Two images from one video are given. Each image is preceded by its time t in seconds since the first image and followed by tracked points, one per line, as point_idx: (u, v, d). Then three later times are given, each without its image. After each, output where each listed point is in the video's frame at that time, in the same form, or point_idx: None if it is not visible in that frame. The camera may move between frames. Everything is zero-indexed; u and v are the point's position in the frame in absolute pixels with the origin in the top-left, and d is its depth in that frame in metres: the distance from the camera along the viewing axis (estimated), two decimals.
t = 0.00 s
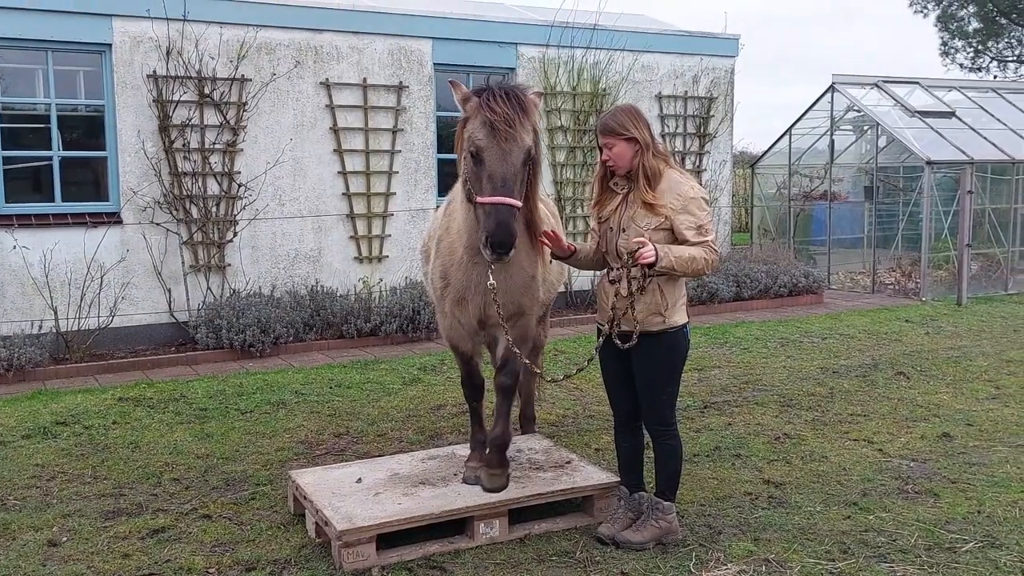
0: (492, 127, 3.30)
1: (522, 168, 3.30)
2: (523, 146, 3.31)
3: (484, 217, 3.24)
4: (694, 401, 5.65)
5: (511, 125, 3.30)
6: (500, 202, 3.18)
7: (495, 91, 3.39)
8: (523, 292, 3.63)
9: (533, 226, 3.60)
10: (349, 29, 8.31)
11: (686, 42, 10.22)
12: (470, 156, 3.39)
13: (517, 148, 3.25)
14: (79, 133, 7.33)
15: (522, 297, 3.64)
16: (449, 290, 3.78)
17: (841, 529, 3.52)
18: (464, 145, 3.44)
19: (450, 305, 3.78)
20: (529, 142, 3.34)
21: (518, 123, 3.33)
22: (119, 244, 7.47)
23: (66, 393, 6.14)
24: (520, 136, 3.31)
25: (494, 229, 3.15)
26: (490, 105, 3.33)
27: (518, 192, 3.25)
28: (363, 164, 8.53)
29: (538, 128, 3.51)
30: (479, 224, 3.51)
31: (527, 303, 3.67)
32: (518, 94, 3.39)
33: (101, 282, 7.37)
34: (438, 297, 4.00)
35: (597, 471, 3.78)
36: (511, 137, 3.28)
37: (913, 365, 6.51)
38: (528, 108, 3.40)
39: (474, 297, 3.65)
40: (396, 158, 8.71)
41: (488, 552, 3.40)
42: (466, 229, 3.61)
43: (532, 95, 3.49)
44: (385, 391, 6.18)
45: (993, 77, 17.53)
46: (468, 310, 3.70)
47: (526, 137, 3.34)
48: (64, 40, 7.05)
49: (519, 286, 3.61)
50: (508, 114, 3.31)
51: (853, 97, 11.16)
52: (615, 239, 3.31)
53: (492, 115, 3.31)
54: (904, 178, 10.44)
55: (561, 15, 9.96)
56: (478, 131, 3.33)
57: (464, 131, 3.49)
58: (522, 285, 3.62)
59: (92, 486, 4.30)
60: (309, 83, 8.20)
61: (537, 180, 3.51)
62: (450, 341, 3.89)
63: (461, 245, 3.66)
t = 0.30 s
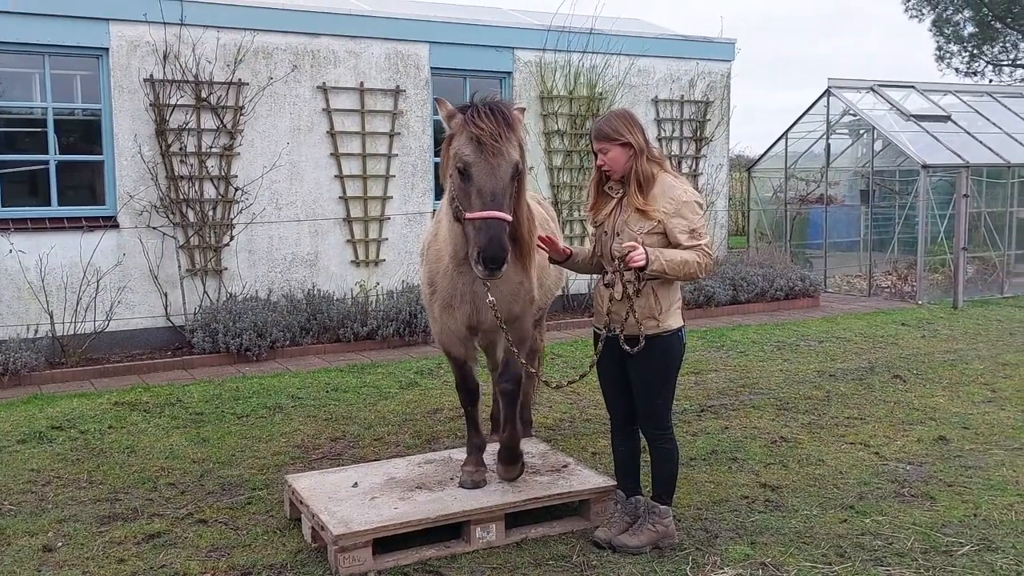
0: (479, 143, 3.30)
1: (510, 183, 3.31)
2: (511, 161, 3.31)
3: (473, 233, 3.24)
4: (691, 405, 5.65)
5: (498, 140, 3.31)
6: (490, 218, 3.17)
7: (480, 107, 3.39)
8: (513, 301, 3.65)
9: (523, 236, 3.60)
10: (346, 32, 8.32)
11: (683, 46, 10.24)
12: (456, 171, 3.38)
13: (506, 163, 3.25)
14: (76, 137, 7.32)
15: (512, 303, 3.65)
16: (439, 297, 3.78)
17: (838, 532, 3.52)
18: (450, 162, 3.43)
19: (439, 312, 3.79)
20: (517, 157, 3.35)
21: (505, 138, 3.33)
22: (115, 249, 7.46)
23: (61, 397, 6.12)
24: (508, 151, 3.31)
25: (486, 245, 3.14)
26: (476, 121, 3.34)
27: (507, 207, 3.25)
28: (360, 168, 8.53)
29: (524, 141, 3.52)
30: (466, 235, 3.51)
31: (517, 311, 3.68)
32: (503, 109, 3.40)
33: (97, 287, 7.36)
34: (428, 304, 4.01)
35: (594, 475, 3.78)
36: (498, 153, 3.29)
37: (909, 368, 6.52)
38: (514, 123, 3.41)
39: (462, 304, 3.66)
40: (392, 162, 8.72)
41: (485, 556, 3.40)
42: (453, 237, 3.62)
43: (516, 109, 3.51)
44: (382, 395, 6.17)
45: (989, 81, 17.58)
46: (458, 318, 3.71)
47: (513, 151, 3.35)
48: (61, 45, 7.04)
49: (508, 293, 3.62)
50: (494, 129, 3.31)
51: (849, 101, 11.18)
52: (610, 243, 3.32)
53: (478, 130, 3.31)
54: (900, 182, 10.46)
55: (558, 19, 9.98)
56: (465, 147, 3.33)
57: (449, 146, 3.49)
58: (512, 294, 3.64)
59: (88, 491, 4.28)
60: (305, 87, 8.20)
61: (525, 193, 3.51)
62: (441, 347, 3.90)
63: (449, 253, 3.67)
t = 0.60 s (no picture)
0: (459, 150, 3.30)
1: (491, 190, 3.30)
2: (491, 168, 3.31)
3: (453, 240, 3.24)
4: (685, 407, 5.65)
5: (478, 147, 3.30)
6: (469, 225, 3.17)
7: (461, 115, 3.39)
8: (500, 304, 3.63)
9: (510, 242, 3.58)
10: (338, 35, 8.31)
11: (675, 48, 10.26)
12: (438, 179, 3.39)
13: (485, 170, 3.25)
14: (67, 140, 7.30)
15: (501, 308, 3.64)
16: (430, 300, 3.80)
17: (830, 534, 3.53)
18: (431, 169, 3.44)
19: (432, 315, 3.80)
20: (497, 164, 3.35)
21: (485, 146, 3.33)
22: (107, 252, 7.44)
23: (54, 401, 6.10)
24: (488, 158, 3.31)
25: (464, 252, 3.14)
26: (456, 129, 3.34)
27: (487, 214, 3.25)
28: (353, 171, 8.53)
29: (507, 148, 3.52)
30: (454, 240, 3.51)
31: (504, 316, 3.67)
32: (484, 116, 3.40)
33: (89, 290, 7.33)
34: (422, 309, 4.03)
35: (587, 478, 3.78)
36: (478, 160, 3.28)
37: (901, 370, 6.55)
38: (494, 130, 3.41)
39: (453, 308, 3.66)
40: (386, 165, 8.71)
41: (478, 559, 3.39)
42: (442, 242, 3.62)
43: (498, 117, 3.51)
44: (375, 398, 6.16)
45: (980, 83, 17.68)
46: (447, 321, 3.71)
47: (494, 159, 3.35)
48: (52, 47, 7.02)
49: (496, 297, 3.61)
50: (474, 137, 3.31)
51: (841, 103, 11.23)
52: (603, 245, 3.32)
53: (458, 138, 3.31)
54: (892, 184, 10.50)
55: (550, 23, 10.01)
56: (445, 154, 3.33)
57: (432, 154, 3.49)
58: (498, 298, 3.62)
59: (80, 494, 4.27)
60: (298, 90, 8.20)
61: (509, 198, 3.50)
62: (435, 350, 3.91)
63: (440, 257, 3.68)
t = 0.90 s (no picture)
0: (453, 162, 3.30)
1: (485, 201, 3.32)
2: (486, 179, 3.32)
3: (449, 252, 3.27)
4: (684, 407, 5.66)
5: (472, 159, 3.31)
6: (463, 239, 3.20)
7: (455, 124, 3.38)
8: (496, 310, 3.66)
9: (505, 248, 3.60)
10: (337, 37, 8.32)
11: (674, 49, 10.27)
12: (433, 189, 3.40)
13: (479, 183, 3.26)
14: (67, 143, 7.30)
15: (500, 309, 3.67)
16: (427, 304, 3.84)
17: (830, 534, 3.53)
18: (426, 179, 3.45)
19: (431, 316, 3.82)
20: (491, 174, 3.36)
21: (479, 157, 3.33)
22: (107, 254, 7.44)
23: (54, 403, 6.10)
24: (482, 170, 3.31)
25: (459, 265, 3.18)
26: (450, 140, 3.33)
27: (482, 226, 3.27)
28: (352, 173, 8.53)
29: (502, 155, 3.51)
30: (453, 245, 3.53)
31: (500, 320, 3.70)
32: (478, 126, 3.39)
33: (89, 292, 7.34)
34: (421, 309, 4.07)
35: (587, 478, 3.78)
36: (472, 172, 3.29)
37: (901, 370, 6.55)
38: (489, 139, 3.40)
39: (453, 310, 3.69)
40: (385, 167, 8.72)
41: (478, 560, 3.40)
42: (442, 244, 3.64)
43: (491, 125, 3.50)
44: (375, 400, 6.17)
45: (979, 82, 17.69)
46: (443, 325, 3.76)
47: (488, 169, 3.35)
48: (51, 50, 7.03)
49: (495, 300, 3.64)
50: (468, 148, 3.31)
51: (839, 103, 11.24)
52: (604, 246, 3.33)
53: (451, 150, 3.31)
54: (891, 184, 10.50)
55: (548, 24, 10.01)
56: (439, 165, 3.33)
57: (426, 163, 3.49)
58: (494, 304, 3.65)
59: (81, 497, 4.27)
60: (297, 92, 8.21)
61: (505, 206, 3.51)
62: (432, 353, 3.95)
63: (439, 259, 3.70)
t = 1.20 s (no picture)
0: (468, 160, 3.32)
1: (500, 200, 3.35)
2: (500, 176, 3.35)
3: (466, 249, 3.28)
4: (681, 409, 5.66)
5: (488, 157, 3.33)
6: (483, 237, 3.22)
7: (469, 123, 3.39)
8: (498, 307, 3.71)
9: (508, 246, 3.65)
10: (334, 38, 8.32)
11: (671, 51, 10.29)
12: (445, 187, 3.40)
13: (496, 181, 3.29)
14: (63, 142, 7.28)
15: (498, 308, 3.69)
16: (423, 302, 3.84)
17: (826, 536, 3.53)
18: (436, 177, 3.45)
19: (426, 316, 3.82)
20: (505, 172, 3.38)
21: (494, 155, 3.36)
22: (103, 255, 7.42)
23: (49, 404, 6.09)
24: (497, 168, 3.35)
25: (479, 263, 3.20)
26: (466, 138, 3.34)
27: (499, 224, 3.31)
28: (349, 174, 8.52)
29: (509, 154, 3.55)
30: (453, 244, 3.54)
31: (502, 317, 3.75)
32: (491, 124, 3.42)
33: (84, 293, 7.32)
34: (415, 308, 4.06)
35: (584, 480, 3.78)
36: (488, 170, 3.31)
37: (897, 373, 6.56)
38: (502, 137, 3.43)
39: (448, 309, 3.70)
40: (382, 168, 8.71)
41: (474, 562, 3.39)
42: (437, 244, 3.65)
43: (502, 122, 3.51)
44: (371, 401, 6.16)
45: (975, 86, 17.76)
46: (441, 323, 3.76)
47: (502, 167, 3.38)
48: (48, 50, 7.01)
49: (493, 298, 3.66)
50: (484, 146, 3.33)
51: (836, 107, 11.28)
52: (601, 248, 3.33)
53: (468, 147, 3.32)
54: (887, 187, 10.53)
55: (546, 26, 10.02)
56: (455, 163, 3.34)
57: (436, 160, 3.48)
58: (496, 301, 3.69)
59: (76, 498, 4.25)
60: (294, 93, 8.20)
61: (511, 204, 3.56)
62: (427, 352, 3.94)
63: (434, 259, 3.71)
